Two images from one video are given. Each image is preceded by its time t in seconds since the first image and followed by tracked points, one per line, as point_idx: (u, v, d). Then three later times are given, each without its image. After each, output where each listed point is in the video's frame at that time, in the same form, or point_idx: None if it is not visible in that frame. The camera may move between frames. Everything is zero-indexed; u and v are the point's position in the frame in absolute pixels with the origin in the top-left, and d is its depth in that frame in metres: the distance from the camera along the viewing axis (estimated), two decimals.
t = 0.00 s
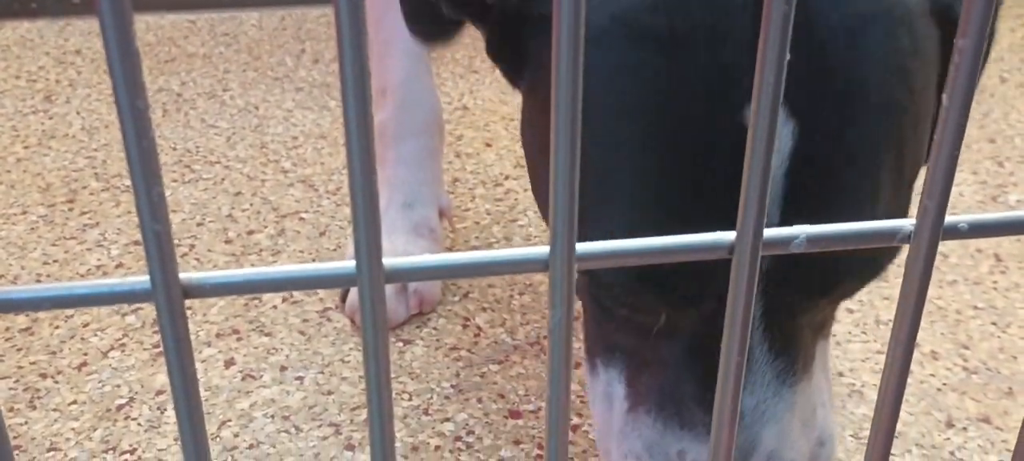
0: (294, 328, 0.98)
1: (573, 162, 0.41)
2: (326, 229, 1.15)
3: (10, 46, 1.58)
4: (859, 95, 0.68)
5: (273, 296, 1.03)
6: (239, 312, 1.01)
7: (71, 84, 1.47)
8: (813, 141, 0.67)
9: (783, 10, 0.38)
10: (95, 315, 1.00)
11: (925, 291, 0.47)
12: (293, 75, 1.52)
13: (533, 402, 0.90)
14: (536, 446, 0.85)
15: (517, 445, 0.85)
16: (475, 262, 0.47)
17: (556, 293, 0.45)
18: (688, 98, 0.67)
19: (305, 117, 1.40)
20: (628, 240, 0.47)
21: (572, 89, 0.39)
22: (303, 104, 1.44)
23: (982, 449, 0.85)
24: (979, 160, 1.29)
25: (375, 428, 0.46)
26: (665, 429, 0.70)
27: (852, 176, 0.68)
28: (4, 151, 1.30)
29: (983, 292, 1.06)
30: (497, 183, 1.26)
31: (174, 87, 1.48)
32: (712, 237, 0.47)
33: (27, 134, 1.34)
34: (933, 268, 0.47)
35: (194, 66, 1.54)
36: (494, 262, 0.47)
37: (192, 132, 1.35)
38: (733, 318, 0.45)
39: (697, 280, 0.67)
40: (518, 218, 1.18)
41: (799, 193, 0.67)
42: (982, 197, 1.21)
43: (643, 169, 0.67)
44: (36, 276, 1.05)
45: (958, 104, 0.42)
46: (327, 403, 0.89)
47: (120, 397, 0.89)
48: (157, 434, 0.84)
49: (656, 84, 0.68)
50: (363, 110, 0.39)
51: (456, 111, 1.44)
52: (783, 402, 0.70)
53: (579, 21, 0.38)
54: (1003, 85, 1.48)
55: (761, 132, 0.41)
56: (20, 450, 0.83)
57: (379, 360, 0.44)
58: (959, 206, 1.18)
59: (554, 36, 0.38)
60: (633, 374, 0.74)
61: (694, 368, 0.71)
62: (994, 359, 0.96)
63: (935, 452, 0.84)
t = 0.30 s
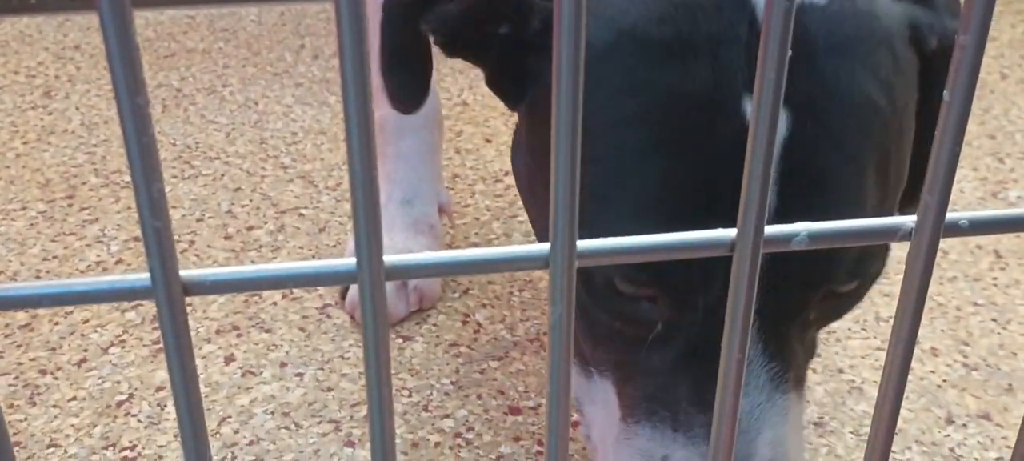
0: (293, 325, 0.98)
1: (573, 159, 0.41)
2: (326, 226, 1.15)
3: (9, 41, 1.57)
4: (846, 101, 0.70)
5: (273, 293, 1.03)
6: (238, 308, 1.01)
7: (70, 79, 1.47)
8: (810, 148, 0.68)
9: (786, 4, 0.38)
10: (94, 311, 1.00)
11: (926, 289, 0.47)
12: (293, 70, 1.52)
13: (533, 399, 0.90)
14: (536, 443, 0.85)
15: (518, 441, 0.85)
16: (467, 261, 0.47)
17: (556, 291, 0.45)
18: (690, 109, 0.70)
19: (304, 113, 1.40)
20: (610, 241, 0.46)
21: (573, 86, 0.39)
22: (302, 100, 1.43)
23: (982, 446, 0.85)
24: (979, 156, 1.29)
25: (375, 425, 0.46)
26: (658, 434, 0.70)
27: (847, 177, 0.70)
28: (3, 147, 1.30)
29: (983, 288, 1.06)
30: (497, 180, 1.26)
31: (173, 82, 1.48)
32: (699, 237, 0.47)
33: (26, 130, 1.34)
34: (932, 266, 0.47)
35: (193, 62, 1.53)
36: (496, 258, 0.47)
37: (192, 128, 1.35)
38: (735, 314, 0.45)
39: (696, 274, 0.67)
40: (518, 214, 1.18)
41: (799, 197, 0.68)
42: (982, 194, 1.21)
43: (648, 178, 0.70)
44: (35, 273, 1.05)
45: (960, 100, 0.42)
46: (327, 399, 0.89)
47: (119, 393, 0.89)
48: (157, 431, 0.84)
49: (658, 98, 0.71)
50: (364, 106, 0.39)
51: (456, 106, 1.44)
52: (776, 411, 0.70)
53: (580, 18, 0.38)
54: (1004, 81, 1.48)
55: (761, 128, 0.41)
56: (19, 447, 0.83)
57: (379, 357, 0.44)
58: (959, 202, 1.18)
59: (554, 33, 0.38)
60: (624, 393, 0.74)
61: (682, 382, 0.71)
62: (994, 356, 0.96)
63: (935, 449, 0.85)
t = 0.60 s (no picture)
0: (292, 322, 0.98)
1: (571, 156, 0.41)
2: (324, 222, 1.14)
3: (7, 38, 1.57)
4: (861, 96, 0.72)
5: (271, 289, 1.03)
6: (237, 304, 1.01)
7: (68, 76, 1.46)
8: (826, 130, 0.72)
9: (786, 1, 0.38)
10: (92, 307, 1.00)
11: (923, 286, 0.47)
12: (291, 67, 1.52)
13: (532, 396, 0.90)
14: (534, 440, 0.85)
15: (516, 438, 0.85)
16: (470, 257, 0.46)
17: (554, 286, 0.45)
18: (716, 83, 0.70)
19: (303, 109, 1.40)
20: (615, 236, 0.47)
21: (571, 81, 0.39)
22: (300, 97, 1.43)
23: (979, 443, 0.85)
24: (978, 153, 1.29)
25: (371, 421, 0.46)
26: (675, 351, 0.71)
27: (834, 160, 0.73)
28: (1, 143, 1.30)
29: (981, 286, 1.06)
30: (496, 176, 1.25)
31: (171, 79, 1.47)
32: (697, 234, 0.47)
33: (24, 127, 1.34)
34: (931, 263, 0.47)
35: (191, 59, 1.53)
36: (494, 254, 0.47)
37: (190, 125, 1.35)
38: (733, 308, 0.45)
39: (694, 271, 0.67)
40: (516, 211, 1.18)
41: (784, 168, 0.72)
42: (980, 192, 1.21)
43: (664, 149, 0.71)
44: (33, 270, 1.05)
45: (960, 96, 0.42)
46: (325, 396, 0.88)
47: (117, 390, 0.89)
48: (155, 428, 0.84)
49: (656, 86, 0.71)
50: (361, 103, 0.39)
51: (455, 104, 1.44)
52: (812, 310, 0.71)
53: (578, 14, 0.38)
54: (1002, 79, 1.48)
55: (759, 123, 0.41)
56: (17, 443, 0.83)
57: (377, 353, 0.44)
58: (958, 199, 1.18)
59: (553, 28, 0.38)
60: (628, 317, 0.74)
61: (706, 284, 0.72)
62: (992, 353, 0.96)
63: (932, 446, 0.85)
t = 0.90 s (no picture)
0: (292, 318, 0.98)
1: (571, 152, 0.41)
2: (324, 219, 1.14)
3: (7, 35, 1.57)
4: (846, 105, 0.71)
5: (271, 286, 1.03)
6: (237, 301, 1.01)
7: (68, 73, 1.46)
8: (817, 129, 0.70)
9: None
10: (93, 304, 1.00)
11: (923, 282, 0.47)
12: (291, 64, 1.52)
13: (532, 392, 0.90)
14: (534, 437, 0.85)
15: (516, 434, 0.85)
16: (482, 251, 0.47)
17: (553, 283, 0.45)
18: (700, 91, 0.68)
19: (303, 106, 1.40)
20: (641, 231, 0.47)
21: (570, 77, 0.39)
22: (300, 93, 1.43)
23: (979, 439, 0.85)
24: (978, 149, 1.29)
25: (371, 417, 0.46)
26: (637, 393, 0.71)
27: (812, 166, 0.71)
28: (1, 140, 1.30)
29: (981, 282, 1.06)
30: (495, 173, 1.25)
31: (171, 76, 1.47)
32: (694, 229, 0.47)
33: (24, 124, 1.34)
34: (931, 261, 0.47)
35: (191, 56, 1.53)
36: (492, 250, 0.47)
37: (190, 122, 1.35)
38: (733, 310, 0.45)
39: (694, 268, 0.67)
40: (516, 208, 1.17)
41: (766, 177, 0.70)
42: (980, 188, 1.21)
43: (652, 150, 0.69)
44: (33, 267, 1.05)
45: (959, 93, 0.42)
46: (326, 393, 0.89)
47: (118, 387, 0.89)
48: (156, 424, 0.84)
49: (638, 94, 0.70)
50: (361, 98, 0.39)
51: (454, 100, 1.44)
52: (764, 357, 0.72)
53: (577, 10, 0.38)
54: (1001, 75, 1.48)
55: (759, 117, 0.41)
56: (18, 440, 0.83)
57: (376, 350, 0.44)
58: (957, 195, 1.18)
59: (552, 25, 0.38)
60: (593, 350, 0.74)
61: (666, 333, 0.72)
62: (991, 350, 0.96)
63: (932, 443, 0.85)
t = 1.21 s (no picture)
0: (292, 316, 0.98)
1: (572, 151, 0.41)
2: (324, 217, 1.14)
3: (7, 32, 1.57)
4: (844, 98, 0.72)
5: (271, 283, 1.03)
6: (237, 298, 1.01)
7: (68, 70, 1.46)
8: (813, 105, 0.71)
9: None
10: (93, 301, 1.00)
11: (924, 280, 0.47)
12: (291, 61, 1.52)
13: (532, 390, 0.90)
14: (534, 434, 0.85)
15: (516, 432, 0.85)
16: (486, 249, 0.47)
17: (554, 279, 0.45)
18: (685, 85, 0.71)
19: (303, 103, 1.40)
20: (646, 227, 0.47)
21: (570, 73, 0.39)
22: (300, 90, 1.43)
23: (979, 437, 0.85)
24: (978, 147, 1.29)
25: (372, 413, 0.46)
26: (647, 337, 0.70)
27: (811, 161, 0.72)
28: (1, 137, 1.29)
29: (981, 280, 1.06)
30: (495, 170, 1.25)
31: (171, 73, 1.47)
32: (679, 228, 0.47)
33: (24, 121, 1.33)
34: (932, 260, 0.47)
35: (191, 53, 1.53)
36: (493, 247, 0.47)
37: (190, 119, 1.35)
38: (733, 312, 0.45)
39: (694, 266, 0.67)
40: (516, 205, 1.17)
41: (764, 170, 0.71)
42: (981, 186, 1.21)
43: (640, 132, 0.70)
44: (33, 264, 1.05)
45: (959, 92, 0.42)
46: (326, 390, 0.89)
47: (118, 384, 0.89)
48: (156, 421, 0.84)
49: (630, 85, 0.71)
50: (361, 97, 0.39)
51: (454, 98, 1.44)
52: (780, 291, 0.71)
53: (578, 10, 0.38)
54: (1001, 72, 1.48)
55: (760, 116, 0.41)
56: (18, 437, 0.83)
57: (377, 346, 0.44)
58: (957, 193, 1.18)
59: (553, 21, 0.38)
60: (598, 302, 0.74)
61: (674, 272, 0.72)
62: (992, 347, 0.96)
63: (932, 440, 0.85)
